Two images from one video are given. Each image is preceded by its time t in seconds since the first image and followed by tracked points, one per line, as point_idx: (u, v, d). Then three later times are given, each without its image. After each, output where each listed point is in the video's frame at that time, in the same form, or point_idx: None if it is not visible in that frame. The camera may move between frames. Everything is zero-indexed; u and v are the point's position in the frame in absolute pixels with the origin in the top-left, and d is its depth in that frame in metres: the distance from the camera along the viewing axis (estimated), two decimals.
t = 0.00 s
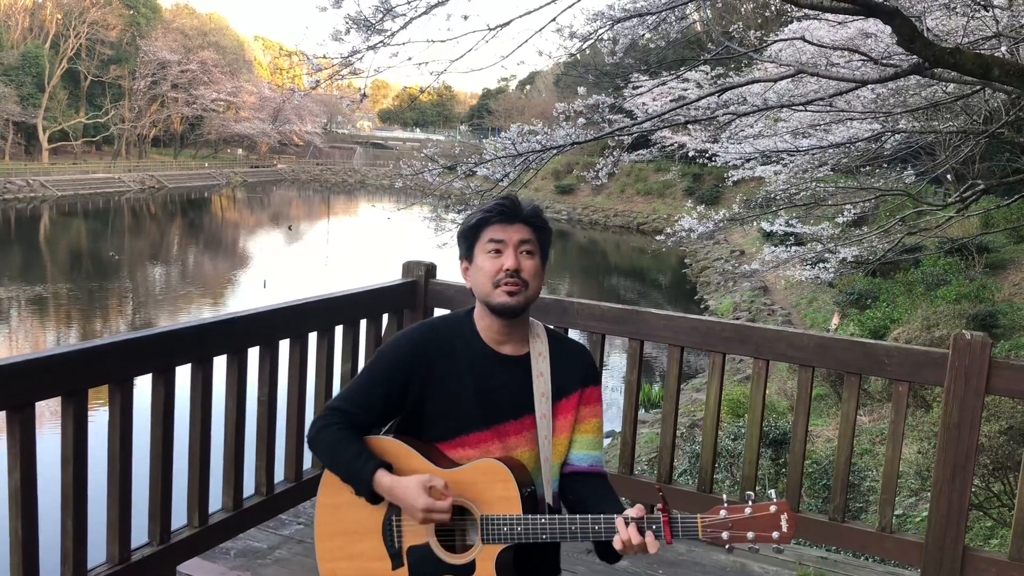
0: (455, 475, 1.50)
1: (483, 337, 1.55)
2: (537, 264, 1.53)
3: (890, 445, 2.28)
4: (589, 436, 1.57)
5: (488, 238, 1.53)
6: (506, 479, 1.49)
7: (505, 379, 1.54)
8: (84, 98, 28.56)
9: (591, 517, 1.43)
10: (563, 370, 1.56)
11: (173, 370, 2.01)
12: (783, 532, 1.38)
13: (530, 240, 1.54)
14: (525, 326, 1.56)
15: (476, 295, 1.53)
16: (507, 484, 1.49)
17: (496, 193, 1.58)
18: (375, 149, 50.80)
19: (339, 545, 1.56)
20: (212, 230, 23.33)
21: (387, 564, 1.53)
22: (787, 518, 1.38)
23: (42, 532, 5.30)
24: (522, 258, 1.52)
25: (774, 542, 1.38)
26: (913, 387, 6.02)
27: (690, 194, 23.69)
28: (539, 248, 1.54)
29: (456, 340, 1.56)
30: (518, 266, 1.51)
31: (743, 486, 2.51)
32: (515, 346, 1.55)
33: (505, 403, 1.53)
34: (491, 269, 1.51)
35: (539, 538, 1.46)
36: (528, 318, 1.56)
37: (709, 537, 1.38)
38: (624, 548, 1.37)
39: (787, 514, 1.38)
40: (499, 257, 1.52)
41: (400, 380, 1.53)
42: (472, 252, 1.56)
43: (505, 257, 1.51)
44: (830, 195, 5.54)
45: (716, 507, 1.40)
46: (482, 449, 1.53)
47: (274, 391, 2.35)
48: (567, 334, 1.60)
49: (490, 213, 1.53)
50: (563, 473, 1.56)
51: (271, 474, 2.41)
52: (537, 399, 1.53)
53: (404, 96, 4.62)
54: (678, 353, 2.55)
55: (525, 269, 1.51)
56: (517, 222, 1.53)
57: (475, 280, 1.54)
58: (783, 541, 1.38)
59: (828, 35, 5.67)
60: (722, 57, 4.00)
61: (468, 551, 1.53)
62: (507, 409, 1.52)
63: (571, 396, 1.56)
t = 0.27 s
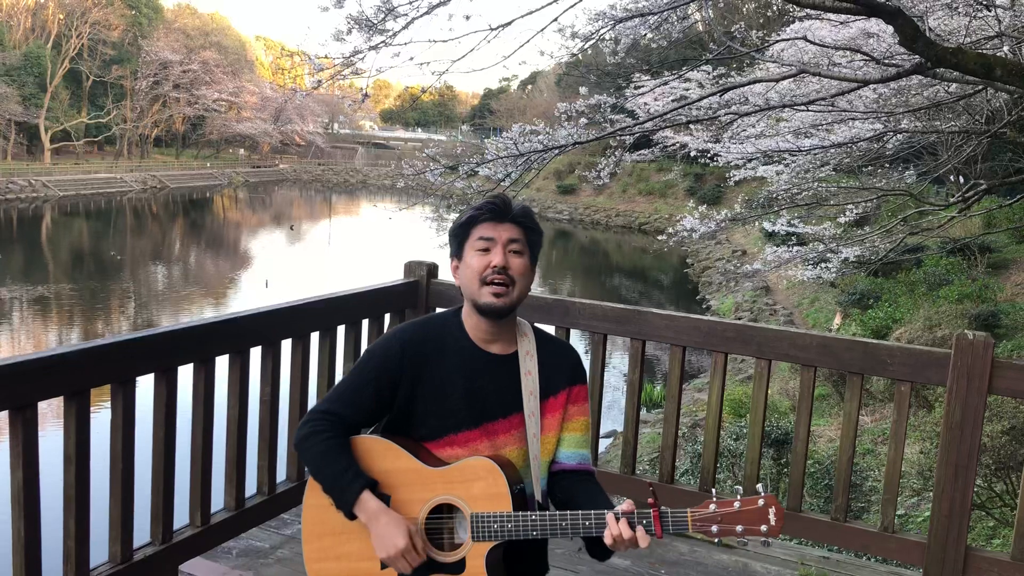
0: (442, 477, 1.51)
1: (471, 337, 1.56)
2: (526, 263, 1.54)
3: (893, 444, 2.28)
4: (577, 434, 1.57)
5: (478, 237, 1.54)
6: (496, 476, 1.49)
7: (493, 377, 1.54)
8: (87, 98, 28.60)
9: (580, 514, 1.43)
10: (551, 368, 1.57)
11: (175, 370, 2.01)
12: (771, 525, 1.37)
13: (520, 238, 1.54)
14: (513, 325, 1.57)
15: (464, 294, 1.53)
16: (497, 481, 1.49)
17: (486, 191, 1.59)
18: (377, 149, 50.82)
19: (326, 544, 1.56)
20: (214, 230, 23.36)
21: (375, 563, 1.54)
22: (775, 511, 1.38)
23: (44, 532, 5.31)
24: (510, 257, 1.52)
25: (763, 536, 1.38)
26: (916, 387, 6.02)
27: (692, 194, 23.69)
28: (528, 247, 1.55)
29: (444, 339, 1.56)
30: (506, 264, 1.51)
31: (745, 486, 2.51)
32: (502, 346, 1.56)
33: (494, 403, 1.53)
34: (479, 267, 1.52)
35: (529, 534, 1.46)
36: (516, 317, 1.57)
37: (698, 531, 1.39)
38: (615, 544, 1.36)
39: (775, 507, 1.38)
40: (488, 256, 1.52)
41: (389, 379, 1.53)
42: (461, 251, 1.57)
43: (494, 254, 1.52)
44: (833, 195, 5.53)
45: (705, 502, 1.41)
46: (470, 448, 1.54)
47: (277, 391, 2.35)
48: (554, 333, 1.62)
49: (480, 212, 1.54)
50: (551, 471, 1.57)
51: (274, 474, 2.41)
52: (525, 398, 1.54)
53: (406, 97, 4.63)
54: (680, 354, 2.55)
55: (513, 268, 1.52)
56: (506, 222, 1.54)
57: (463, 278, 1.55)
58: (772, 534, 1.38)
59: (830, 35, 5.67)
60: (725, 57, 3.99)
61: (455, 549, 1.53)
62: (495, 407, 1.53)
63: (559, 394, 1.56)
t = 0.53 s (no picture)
0: (436, 472, 1.51)
1: (464, 334, 1.56)
2: (522, 262, 1.54)
3: (894, 443, 2.27)
4: (569, 431, 1.57)
5: (474, 234, 1.54)
6: (490, 472, 1.48)
7: (484, 375, 1.54)
8: (88, 96, 28.60)
9: (574, 510, 1.43)
10: (543, 367, 1.58)
11: (176, 368, 2.01)
12: (764, 522, 1.37)
13: (516, 237, 1.54)
14: (506, 322, 1.57)
15: (459, 290, 1.54)
16: (490, 477, 1.48)
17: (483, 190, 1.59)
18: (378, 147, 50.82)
19: (319, 541, 1.58)
20: (215, 228, 23.36)
21: (368, 559, 1.55)
22: (767, 508, 1.38)
23: (47, 530, 5.32)
24: (507, 255, 1.52)
25: (756, 532, 1.38)
26: (917, 385, 6.01)
27: (694, 192, 23.68)
28: (524, 246, 1.55)
29: (438, 336, 1.57)
30: (502, 262, 1.52)
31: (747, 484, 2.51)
32: (495, 343, 1.56)
33: (485, 401, 1.53)
34: (475, 265, 1.52)
35: (523, 531, 1.46)
36: (509, 315, 1.57)
37: (691, 526, 1.38)
38: (608, 540, 1.37)
39: (767, 503, 1.38)
40: (485, 254, 1.52)
41: (382, 375, 1.53)
42: (457, 247, 1.57)
43: (491, 253, 1.52)
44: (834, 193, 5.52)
45: (698, 498, 1.41)
46: (463, 445, 1.53)
47: (278, 389, 2.35)
48: (548, 332, 1.62)
49: (477, 210, 1.54)
50: (544, 468, 1.56)
51: (275, 472, 2.41)
52: (518, 396, 1.54)
53: (407, 95, 4.62)
54: (682, 352, 2.55)
55: (509, 266, 1.52)
56: (503, 221, 1.55)
57: (458, 275, 1.55)
58: (764, 532, 1.38)
59: (832, 33, 5.66)
60: (726, 54, 3.97)
61: (448, 545, 1.53)
62: (488, 405, 1.53)
63: (551, 392, 1.57)
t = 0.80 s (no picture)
0: (438, 470, 1.51)
1: (466, 333, 1.57)
2: (524, 262, 1.55)
3: (898, 442, 2.27)
4: (570, 430, 1.58)
5: (478, 234, 1.54)
6: (490, 471, 1.49)
7: (486, 374, 1.55)
8: (92, 95, 28.68)
9: (575, 509, 1.44)
10: (545, 366, 1.58)
11: (180, 367, 2.02)
12: (763, 520, 1.39)
13: (519, 237, 1.55)
14: (508, 321, 1.58)
15: (462, 289, 1.54)
16: (491, 476, 1.48)
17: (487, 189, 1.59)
18: (381, 146, 50.87)
19: (321, 538, 1.58)
20: (219, 227, 23.41)
21: (369, 556, 1.55)
22: (767, 507, 1.39)
23: (51, 528, 5.33)
24: (510, 255, 1.53)
25: (756, 531, 1.39)
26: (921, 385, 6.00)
27: (697, 191, 23.67)
28: (526, 246, 1.56)
29: (439, 335, 1.57)
30: (506, 262, 1.52)
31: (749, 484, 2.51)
32: (497, 342, 1.57)
33: (487, 399, 1.54)
34: (479, 264, 1.53)
35: (524, 529, 1.46)
36: (511, 314, 1.58)
37: (691, 526, 1.39)
38: (608, 538, 1.37)
39: (767, 503, 1.40)
40: (488, 253, 1.53)
41: (383, 374, 1.54)
42: (461, 247, 1.57)
43: (494, 252, 1.52)
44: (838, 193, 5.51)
45: (698, 498, 1.41)
46: (464, 443, 1.54)
47: (281, 387, 2.36)
48: (550, 331, 1.62)
49: (481, 209, 1.55)
50: (544, 467, 1.57)
51: (278, 471, 2.42)
52: (519, 394, 1.55)
53: (410, 94, 4.63)
54: (685, 352, 2.55)
55: (512, 266, 1.53)
56: (507, 220, 1.55)
57: (461, 274, 1.55)
58: (764, 530, 1.39)
59: (836, 32, 5.66)
60: (729, 53, 3.96)
61: (449, 542, 1.53)
62: (489, 403, 1.54)
63: (552, 390, 1.57)
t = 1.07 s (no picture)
0: (441, 467, 1.52)
1: (471, 332, 1.57)
2: (528, 263, 1.55)
3: (899, 442, 2.27)
4: (574, 429, 1.58)
5: (482, 235, 1.54)
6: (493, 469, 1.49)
7: (491, 372, 1.55)
8: (93, 95, 28.69)
9: (579, 507, 1.44)
10: (549, 365, 1.58)
11: (180, 367, 2.02)
12: (766, 521, 1.39)
13: (523, 238, 1.55)
14: (512, 320, 1.58)
15: (467, 289, 1.54)
16: (495, 474, 1.48)
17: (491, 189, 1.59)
18: (382, 146, 50.88)
19: (325, 535, 1.59)
20: (220, 227, 23.43)
21: (372, 554, 1.55)
22: (770, 507, 1.39)
23: (51, 528, 5.34)
24: (514, 256, 1.53)
25: (758, 530, 1.39)
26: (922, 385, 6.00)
27: (698, 191, 23.67)
28: (530, 247, 1.55)
29: (443, 334, 1.57)
30: (510, 263, 1.52)
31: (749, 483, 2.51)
32: (501, 341, 1.57)
33: (491, 398, 1.54)
34: (483, 265, 1.52)
35: (527, 527, 1.46)
36: (514, 313, 1.58)
37: (694, 525, 1.39)
38: (610, 536, 1.38)
39: (770, 503, 1.39)
40: (492, 254, 1.52)
41: (387, 373, 1.54)
42: (464, 247, 1.57)
43: (498, 253, 1.52)
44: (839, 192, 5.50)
45: (701, 497, 1.41)
46: (468, 442, 1.55)
47: (281, 387, 2.36)
48: (553, 330, 1.62)
49: (485, 210, 1.54)
50: (548, 466, 1.57)
51: (278, 470, 2.42)
52: (523, 393, 1.55)
53: (411, 93, 4.62)
54: (685, 351, 2.55)
55: (516, 267, 1.53)
56: (511, 221, 1.55)
57: (465, 274, 1.55)
58: (766, 530, 1.39)
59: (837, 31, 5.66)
60: (730, 53, 3.95)
61: (453, 540, 1.53)
62: (493, 402, 1.55)
63: (556, 390, 1.57)
